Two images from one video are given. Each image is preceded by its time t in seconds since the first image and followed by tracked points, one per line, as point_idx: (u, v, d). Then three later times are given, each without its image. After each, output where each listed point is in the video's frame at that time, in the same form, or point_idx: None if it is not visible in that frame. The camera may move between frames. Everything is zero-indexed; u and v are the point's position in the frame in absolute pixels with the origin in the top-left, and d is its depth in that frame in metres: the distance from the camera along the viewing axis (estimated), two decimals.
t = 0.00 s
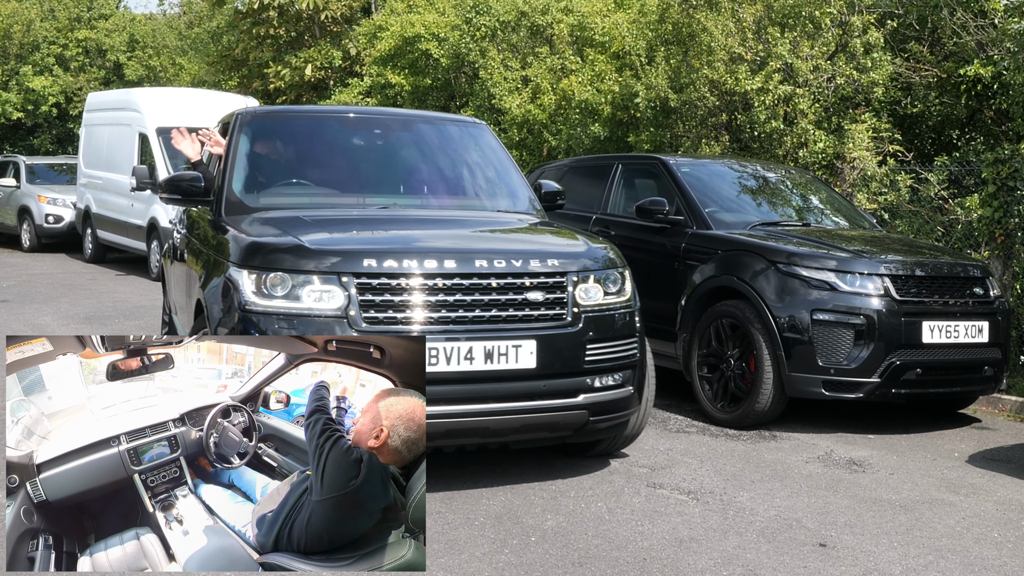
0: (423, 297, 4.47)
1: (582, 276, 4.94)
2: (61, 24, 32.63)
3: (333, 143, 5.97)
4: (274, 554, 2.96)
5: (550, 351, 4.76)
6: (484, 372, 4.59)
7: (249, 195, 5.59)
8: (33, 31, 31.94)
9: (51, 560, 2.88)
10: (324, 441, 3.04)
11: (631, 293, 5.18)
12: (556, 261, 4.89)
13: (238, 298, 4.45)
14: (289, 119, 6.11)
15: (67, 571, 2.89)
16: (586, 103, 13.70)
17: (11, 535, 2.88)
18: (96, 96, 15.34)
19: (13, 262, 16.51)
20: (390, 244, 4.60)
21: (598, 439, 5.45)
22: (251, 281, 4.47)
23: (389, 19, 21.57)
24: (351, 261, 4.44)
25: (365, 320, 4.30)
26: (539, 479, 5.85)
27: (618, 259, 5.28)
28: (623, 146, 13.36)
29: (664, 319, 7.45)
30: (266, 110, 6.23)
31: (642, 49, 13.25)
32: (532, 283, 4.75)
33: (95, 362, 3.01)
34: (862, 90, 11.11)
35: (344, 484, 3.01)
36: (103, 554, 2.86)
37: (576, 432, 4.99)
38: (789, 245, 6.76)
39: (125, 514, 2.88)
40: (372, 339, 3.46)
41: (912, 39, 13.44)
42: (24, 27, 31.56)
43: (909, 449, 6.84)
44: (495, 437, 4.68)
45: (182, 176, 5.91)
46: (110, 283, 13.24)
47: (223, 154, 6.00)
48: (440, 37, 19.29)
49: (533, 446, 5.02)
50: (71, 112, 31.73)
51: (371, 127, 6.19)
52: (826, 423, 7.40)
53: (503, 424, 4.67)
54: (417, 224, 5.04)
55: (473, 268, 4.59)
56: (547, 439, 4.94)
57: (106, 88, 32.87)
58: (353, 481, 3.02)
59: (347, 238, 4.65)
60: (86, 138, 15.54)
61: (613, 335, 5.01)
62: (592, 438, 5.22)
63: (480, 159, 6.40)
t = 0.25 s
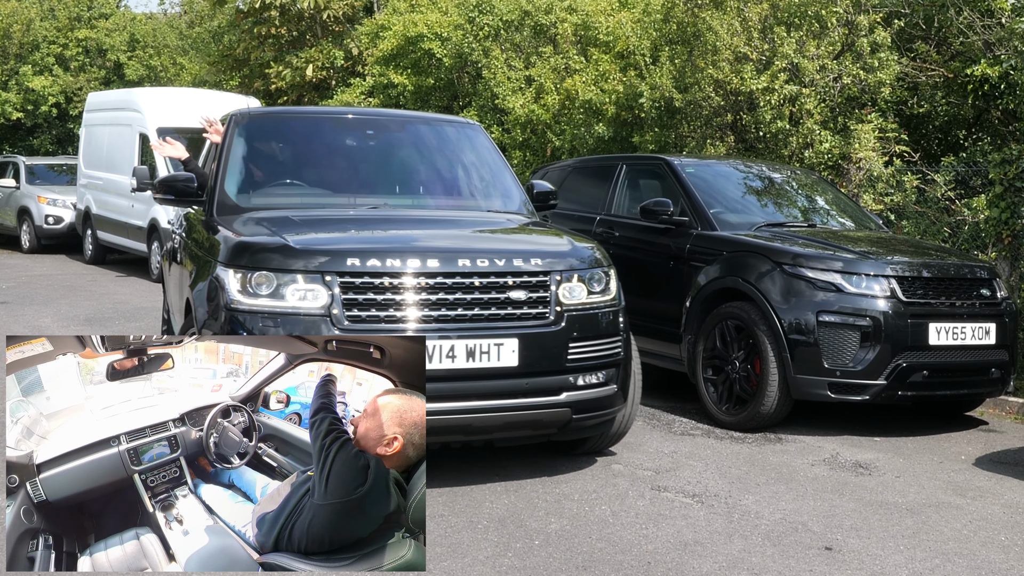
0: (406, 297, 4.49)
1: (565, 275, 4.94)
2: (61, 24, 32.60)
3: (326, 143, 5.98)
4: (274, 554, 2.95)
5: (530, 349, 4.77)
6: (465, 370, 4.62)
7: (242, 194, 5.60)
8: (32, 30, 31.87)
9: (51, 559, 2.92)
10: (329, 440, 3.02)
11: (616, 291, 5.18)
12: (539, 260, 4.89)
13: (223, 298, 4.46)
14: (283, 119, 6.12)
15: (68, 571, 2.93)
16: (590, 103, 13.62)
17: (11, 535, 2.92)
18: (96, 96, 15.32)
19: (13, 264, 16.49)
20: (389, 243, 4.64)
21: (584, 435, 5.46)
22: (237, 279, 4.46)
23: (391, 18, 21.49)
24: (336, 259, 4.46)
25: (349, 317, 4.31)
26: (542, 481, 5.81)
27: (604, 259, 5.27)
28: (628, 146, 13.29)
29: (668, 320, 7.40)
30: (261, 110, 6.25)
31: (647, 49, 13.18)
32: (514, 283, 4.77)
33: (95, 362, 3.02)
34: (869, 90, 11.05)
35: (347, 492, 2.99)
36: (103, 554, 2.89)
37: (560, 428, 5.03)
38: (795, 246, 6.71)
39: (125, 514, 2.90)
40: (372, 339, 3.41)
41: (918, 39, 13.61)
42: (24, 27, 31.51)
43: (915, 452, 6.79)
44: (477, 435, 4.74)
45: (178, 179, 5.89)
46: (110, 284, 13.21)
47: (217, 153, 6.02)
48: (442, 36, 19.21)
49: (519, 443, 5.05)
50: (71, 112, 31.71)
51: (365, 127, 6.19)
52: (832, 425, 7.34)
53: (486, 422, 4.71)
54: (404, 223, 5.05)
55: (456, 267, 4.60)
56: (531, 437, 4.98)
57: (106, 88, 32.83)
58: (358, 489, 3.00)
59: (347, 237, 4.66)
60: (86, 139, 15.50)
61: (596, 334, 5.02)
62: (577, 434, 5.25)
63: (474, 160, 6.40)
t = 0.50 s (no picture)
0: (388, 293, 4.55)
1: (548, 273, 4.98)
2: (61, 23, 32.56)
3: (319, 144, 6.02)
4: (274, 554, 2.95)
5: (513, 347, 4.81)
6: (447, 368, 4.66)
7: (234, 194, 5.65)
8: (33, 29, 31.69)
9: (51, 559, 2.90)
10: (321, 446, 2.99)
11: (601, 292, 5.23)
12: (523, 260, 4.93)
13: (211, 298, 4.53)
14: (276, 120, 6.17)
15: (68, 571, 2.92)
16: (594, 103, 13.54)
17: (11, 535, 2.91)
18: (96, 96, 15.29)
19: (13, 265, 16.45)
20: (388, 244, 4.70)
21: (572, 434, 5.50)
22: (223, 278, 4.54)
23: (394, 18, 21.41)
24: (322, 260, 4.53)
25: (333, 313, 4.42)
26: (545, 484, 5.77)
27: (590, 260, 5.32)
28: (632, 147, 13.21)
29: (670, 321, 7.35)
30: (254, 112, 6.31)
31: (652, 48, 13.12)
32: (497, 282, 4.81)
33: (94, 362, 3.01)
34: (875, 90, 10.99)
35: (341, 491, 2.97)
36: (103, 554, 2.88)
37: (546, 426, 5.06)
38: (800, 247, 6.66)
39: (125, 514, 2.89)
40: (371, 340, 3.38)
41: (924, 39, 13.68)
42: (23, 26, 31.47)
43: (922, 454, 6.74)
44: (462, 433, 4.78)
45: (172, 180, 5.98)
46: (110, 286, 13.16)
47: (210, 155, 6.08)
48: (446, 36, 19.14)
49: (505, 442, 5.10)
50: (71, 112, 31.69)
51: (358, 128, 6.23)
52: (838, 428, 7.30)
53: (468, 420, 4.76)
54: (394, 224, 5.10)
55: (440, 267, 4.66)
56: (519, 435, 5.03)
57: (106, 88, 32.76)
58: (349, 489, 2.97)
59: (347, 237, 4.75)
60: (87, 139, 15.49)
61: (582, 334, 5.06)
62: (563, 434, 5.29)
63: (467, 161, 6.43)
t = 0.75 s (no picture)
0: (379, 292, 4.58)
1: (534, 272, 5.01)
2: (61, 22, 32.52)
3: (313, 144, 6.02)
4: (275, 554, 2.92)
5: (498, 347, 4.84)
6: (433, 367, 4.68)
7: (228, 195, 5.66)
8: (32, 28, 31.56)
9: (51, 559, 2.88)
10: (326, 434, 2.97)
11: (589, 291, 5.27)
12: (509, 259, 4.96)
13: (201, 297, 4.61)
14: (271, 121, 6.18)
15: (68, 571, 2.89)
16: (598, 103, 13.46)
17: (11, 535, 2.88)
18: (96, 96, 15.27)
19: (14, 266, 16.43)
20: (384, 244, 4.75)
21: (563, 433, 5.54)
22: (213, 277, 4.62)
23: (397, 17, 21.33)
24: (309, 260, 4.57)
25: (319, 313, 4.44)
26: (549, 486, 5.73)
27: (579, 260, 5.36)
28: (637, 147, 13.15)
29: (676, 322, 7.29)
30: (250, 114, 6.33)
31: (657, 48, 13.06)
32: (483, 282, 4.85)
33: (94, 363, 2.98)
34: (882, 90, 10.95)
35: (337, 482, 2.94)
36: (103, 554, 2.86)
37: (533, 425, 5.11)
38: (806, 248, 6.62)
39: (125, 514, 2.87)
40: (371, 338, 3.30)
41: (932, 37, 13.65)
42: (23, 25, 31.41)
43: (929, 457, 6.68)
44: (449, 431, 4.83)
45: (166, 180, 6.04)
46: (112, 288, 13.13)
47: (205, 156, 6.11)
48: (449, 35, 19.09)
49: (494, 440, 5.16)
50: (71, 112, 31.69)
51: (353, 129, 6.24)
52: (844, 430, 7.24)
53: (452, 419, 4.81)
54: (386, 224, 5.11)
55: (426, 267, 4.68)
56: (508, 433, 5.08)
57: (107, 88, 32.72)
58: (348, 481, 2.94)
59: (347, 237, 4.79)
60: (87, 139, 15.48)
61: (568, 333, 5.09)
62: (554, 433, 5.34)
63: (462, 162, 6.42)
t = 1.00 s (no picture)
0: (377, 292, 4.67)
1: (524, 272, 5.07)
2: (61, 21, 32.59)
3: (309, 145, 6.13)
4: (274, 554, 2.89)
5: (487, 345, 4.91)
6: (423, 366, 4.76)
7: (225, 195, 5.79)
8: (32, 28, 31.83)
9: (51, 560, 2.85)
10: (329, 431, 2.96)
11: (581, 292, 5.33)
12: (499, 259, 5.03)
13: (192, 296, 4.72)
14: (270, 122, 6.29)
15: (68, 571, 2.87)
16: (603, 102, 13.40)
17: (11, 535, 2.85)
18: (96, 96, 15.26)
19: (15, 267, 16.41)
20: (384, 243, 4.84)
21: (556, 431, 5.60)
22: (204, 277, 4.72)
23: (400, 17, 21.25)
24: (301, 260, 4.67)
25: (309, 312, 4.54)
26: (553, 489, 5.68)
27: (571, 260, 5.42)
28: (642, 147, 13.09)
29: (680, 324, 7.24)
30: (249, 114, 6.44)
31: (662, 47, 13.00)
32: (472, 282, 4.91)
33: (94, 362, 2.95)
34: (888, 90, 10.91)
35: (337, 479, 2.92)
36: (103, 554, 2.83)
37: (524, 424, 5.16)
38: (812, 249, 6.58)
39: (125, 514, 2.84)
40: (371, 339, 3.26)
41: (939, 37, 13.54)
42: (24, 25, 31.42)
43: (936, 460, 6.63)
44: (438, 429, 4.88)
45: (165, 179, 6.07)
46: (113, 289, 13.10)
47: (205, 155, 6.23)
48: (453, 35, 19.04)
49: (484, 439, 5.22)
50: (71, 112, 31.67)
51: (350, 130, 6.33)
52: (851, 433, 7.19)
53: (443, 417, 4.87)
54: (380, 225, 5.23)
55: (417, 267, 4.75)
56: (499, 433, 5.15)
57: (109, 88, 32.68)
58: (348, 478, 2.92)
59: (348, 237, 4.89)
60: (88, 139, 15.47)
61: (556, 333, 5.15)
62: (547, 433, 5.39)
63: (459, 162, 6.49)
